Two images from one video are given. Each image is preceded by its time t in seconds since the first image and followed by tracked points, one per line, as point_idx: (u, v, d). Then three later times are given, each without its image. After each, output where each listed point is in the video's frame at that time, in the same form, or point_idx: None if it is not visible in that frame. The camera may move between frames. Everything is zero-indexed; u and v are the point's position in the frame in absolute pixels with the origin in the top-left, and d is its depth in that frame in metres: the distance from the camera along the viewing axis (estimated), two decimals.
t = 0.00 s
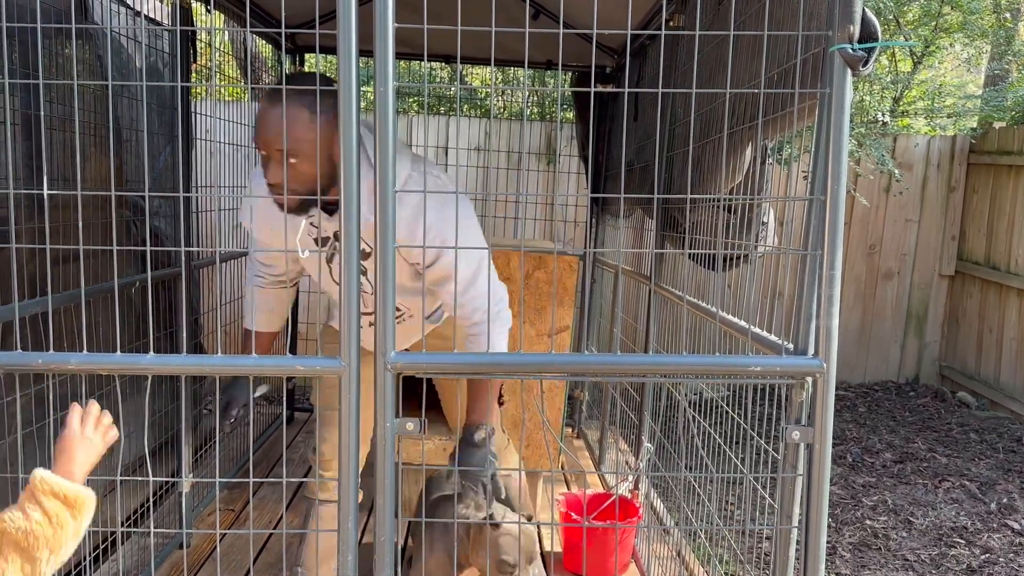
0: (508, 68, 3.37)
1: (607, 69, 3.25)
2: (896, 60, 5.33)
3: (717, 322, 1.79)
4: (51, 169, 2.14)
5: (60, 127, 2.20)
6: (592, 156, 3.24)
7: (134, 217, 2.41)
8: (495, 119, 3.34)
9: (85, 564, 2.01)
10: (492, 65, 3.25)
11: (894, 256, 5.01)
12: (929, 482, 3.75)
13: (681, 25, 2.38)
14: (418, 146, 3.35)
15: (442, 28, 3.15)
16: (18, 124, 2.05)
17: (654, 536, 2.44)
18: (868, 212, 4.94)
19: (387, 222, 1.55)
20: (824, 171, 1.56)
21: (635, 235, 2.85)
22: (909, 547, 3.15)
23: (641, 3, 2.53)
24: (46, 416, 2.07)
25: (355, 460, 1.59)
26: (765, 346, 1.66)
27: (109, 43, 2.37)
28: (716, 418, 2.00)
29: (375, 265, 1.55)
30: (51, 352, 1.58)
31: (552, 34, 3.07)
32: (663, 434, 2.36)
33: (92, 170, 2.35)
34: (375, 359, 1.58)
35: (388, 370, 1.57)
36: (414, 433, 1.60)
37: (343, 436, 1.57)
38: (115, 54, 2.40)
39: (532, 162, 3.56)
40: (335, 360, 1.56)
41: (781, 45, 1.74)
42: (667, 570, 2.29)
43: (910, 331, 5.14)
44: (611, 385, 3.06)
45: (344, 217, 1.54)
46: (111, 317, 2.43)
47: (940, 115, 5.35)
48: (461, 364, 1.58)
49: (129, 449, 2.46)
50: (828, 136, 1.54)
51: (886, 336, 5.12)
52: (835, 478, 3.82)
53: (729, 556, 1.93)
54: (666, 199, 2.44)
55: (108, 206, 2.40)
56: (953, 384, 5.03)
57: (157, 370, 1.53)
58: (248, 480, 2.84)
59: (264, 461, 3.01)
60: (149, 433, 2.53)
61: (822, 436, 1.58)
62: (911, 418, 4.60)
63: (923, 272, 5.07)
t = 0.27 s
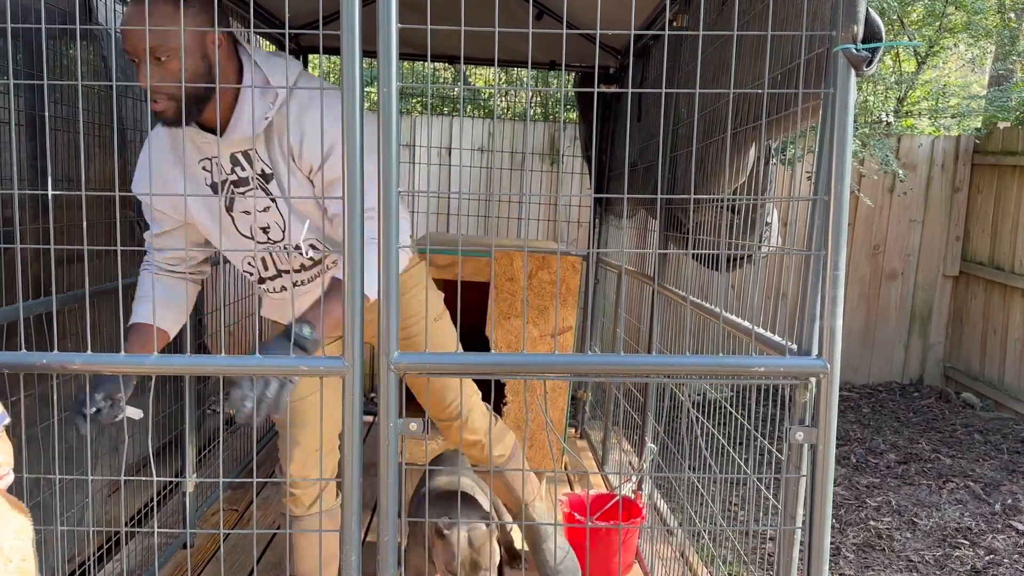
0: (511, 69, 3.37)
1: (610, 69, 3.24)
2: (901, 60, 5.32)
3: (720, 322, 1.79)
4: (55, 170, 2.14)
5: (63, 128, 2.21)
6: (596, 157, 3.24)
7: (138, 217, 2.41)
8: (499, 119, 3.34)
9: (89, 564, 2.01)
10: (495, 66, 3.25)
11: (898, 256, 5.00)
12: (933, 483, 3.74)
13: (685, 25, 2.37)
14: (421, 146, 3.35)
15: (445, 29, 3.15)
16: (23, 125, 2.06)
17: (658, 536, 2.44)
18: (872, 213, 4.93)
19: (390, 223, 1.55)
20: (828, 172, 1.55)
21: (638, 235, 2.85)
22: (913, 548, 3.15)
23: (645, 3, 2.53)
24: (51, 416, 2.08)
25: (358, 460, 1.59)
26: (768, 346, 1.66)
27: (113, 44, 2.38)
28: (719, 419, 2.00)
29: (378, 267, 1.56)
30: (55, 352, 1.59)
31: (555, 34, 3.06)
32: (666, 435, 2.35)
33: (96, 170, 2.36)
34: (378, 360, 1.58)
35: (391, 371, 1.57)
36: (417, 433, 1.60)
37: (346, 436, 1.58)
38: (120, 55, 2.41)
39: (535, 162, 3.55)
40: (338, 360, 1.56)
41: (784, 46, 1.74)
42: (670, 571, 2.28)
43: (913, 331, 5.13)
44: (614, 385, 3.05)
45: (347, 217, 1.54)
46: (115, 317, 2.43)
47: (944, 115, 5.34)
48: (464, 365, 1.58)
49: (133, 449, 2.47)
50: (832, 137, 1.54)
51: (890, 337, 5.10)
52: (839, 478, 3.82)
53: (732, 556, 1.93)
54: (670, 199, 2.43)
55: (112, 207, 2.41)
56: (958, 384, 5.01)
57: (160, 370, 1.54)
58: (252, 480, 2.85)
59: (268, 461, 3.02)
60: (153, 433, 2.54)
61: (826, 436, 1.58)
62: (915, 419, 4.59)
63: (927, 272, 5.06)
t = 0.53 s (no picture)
0: (516, 70, 3.36)
1: (615, 70, 3.24)
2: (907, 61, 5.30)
3: (726, 323, 1.79)
4: (62, 171, 2.16)
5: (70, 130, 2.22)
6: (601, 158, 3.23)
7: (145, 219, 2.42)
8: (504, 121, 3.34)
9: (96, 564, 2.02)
10: (500, 67, 3.26)
11: (904, 257, 4.99)
12: (939, 485, 3.73)
13: (690, 26, 2.37)
14: (426, 147, 3.35)
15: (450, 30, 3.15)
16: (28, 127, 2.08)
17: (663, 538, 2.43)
18: (877, 214, 4.92)
19: (395, 224, 1.56)
20: (833, 173, 1.55)
21: (643, 236, 2.84)
22: (919, 550, 3.14)
23: (650, 5, 2.53)
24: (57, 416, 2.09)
25: (363, 460, 1.60)
26: (774, 348, 1.66)
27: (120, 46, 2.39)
28: (725, 420, 2.00)
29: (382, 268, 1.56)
30: (62, 353, 1.60)
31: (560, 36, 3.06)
32: (671, 436, 2.35)
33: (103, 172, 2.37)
34: (383, 360, 1.58)
35: (396, 372, 1.57)
36: (422, 433, 1.60)
37: (352, 437, 1.58)
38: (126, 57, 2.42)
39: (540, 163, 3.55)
40: (344, 361, 1.56)
41: (790, 47, 1.73)
42: (675, 572, 2.28)
43: (920, 333, 5.11)
44: (619, 386, 3.05)
45: (352, 218, 1.55)
46: (121, 318, 2.44)
47: (950, 116, 5.32)
48: (469, 366, 1.58)
49: (140, 449, 2.48)
50: (838, 138, 1.53)
51: (896, 338, 5.09)
52: (845, 480, 3.81)
53: (738, 558, 1.93)
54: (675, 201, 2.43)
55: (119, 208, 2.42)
56: (964, 386, 4.99)
57: (167, 371, 1.54)
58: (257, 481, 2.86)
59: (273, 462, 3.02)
60: (159, 433, 2.55)
61: (832, 438, 1.57)
62: (921, 420, 4.58)
63: (933, 273, 5.04)
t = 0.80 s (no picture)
0: (523, 73, 3.37)
1: (621, 73, 3.24)
2: (913, 63, 5.29)
3: (733, 326, 1.79)
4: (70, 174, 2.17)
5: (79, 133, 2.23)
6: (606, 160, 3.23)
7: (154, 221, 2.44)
8: (510, 124, 3.35)
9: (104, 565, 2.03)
10: (506, 70, 3.26)
11: (911, 260, 4.98)
12: (947, 488, 3.72)
13: (696, 28, 2.37)
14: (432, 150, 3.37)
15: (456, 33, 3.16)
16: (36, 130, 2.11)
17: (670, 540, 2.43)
18: (884, 216, 4.91)
19: (403, 227, 1.56)
20: (840, 176, 1.55)
21: (650, 239, 2.84)
22: (927, 554, 3.12)
23: (656, 7, 2.53)
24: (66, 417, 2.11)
25: (371, 462, 1.61)
26: (782, 351, 1.66)
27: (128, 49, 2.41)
28: (732, 422, 2.00)
29: (390, 271, 1.56)
30: (71, 355, 1.60)
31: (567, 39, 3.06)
32: (678, 439, 2.34)
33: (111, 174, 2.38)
34: (391, 362, 1.59)
35: (403, 374, 1.58)
36: (429, 436, 1.60)
37: (359, 438, 1.59)
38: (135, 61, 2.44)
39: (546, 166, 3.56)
40: (351, 364, 1.57)
41: (796, 49, 1.74)
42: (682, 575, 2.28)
43: (927, 335, 5.09)
44: (625, 389, 3.05)
45: (360, 221, 1.55)
46: (130, 320, 2.46)
47: (957, 119, 5.30)
48: (477, 368, 1.58)
49: (148, 449, 2.50)
50: (845, 140, 1.53)
51: (903, 341, 5.08)
52: (852, 483, 3.80)
53: (744, 561, 1.92)
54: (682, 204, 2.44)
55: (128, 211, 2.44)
56: (971, 389, 4.97)
57: (176, 373, 1.55)
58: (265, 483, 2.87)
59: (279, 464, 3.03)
60: (167, 434, 2.56)
61: (839, 440, 1.57)
62: (928, 423, 4.56)
63: (940, 276, 5.03)
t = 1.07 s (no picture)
0: (530, 77, 3.37)
1: (629, 76, 3.24)
2: (921, 66, 5.27)
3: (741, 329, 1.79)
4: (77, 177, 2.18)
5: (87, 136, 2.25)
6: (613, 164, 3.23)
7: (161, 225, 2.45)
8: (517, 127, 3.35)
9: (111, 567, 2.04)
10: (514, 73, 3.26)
11: (919, 264, 4.96)
12: (956, 493, 3.69)
13: (704, 32, 2.37)
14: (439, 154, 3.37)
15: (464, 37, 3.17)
16: (45, 134, 2.12)
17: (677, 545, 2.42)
18: (892, 220, 4.89)
19: (411, 230, 1.57)
20: (849, 179, 1.55)
21: (657, 242, 2.83)
22: (936, 559, 3.10)
23: (663, 10, 2.53)
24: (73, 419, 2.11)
25: (378, 464, 1.61)
26: (790, 354, 1.65)
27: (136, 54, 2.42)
28: (739, 426, 1.99)
29: (398, 275, 1.57)
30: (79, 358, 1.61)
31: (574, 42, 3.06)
32: (685, 443, 2.34)
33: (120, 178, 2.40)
34: (398, 365, 1.59)
35: (411, 377, 1.58)
36: (436, 439, 1.60)
37: (367, 441, 1.59)
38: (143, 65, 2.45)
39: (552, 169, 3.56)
40: (358, 367, 1.57)
41: (804, 52, 1.73)
42: None
43: (935, 340, 5.06)
44: (632, 392, 3.04)
45: (368, 224, 1.56)
46: (137, 323, 2.47)
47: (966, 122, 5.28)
48: (484, 371, 1.58)
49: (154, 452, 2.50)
50: (853, 143, 1.53)
51: (911, 345, 5.05)
52: (860, 488, 3.77)
53: (752, 566, 1.91)
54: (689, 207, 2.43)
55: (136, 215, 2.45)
56: (980, 394, 4.93)
57: (184, 375, 1.56)
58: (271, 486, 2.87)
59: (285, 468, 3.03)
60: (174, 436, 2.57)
61: (848, 444, 1.56)
62: (937, 428, 4.53)
63: (948, 279, 5.00)
